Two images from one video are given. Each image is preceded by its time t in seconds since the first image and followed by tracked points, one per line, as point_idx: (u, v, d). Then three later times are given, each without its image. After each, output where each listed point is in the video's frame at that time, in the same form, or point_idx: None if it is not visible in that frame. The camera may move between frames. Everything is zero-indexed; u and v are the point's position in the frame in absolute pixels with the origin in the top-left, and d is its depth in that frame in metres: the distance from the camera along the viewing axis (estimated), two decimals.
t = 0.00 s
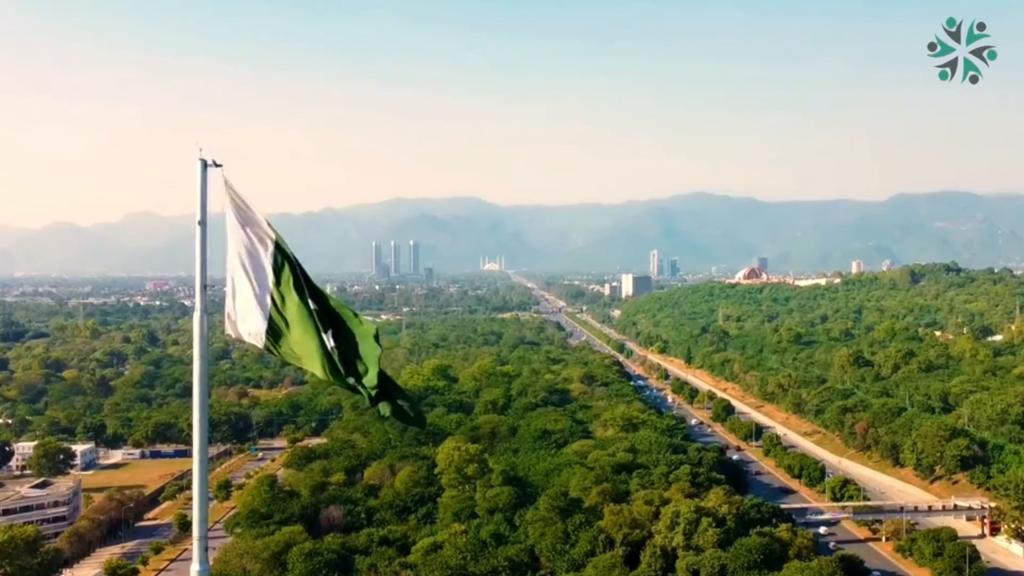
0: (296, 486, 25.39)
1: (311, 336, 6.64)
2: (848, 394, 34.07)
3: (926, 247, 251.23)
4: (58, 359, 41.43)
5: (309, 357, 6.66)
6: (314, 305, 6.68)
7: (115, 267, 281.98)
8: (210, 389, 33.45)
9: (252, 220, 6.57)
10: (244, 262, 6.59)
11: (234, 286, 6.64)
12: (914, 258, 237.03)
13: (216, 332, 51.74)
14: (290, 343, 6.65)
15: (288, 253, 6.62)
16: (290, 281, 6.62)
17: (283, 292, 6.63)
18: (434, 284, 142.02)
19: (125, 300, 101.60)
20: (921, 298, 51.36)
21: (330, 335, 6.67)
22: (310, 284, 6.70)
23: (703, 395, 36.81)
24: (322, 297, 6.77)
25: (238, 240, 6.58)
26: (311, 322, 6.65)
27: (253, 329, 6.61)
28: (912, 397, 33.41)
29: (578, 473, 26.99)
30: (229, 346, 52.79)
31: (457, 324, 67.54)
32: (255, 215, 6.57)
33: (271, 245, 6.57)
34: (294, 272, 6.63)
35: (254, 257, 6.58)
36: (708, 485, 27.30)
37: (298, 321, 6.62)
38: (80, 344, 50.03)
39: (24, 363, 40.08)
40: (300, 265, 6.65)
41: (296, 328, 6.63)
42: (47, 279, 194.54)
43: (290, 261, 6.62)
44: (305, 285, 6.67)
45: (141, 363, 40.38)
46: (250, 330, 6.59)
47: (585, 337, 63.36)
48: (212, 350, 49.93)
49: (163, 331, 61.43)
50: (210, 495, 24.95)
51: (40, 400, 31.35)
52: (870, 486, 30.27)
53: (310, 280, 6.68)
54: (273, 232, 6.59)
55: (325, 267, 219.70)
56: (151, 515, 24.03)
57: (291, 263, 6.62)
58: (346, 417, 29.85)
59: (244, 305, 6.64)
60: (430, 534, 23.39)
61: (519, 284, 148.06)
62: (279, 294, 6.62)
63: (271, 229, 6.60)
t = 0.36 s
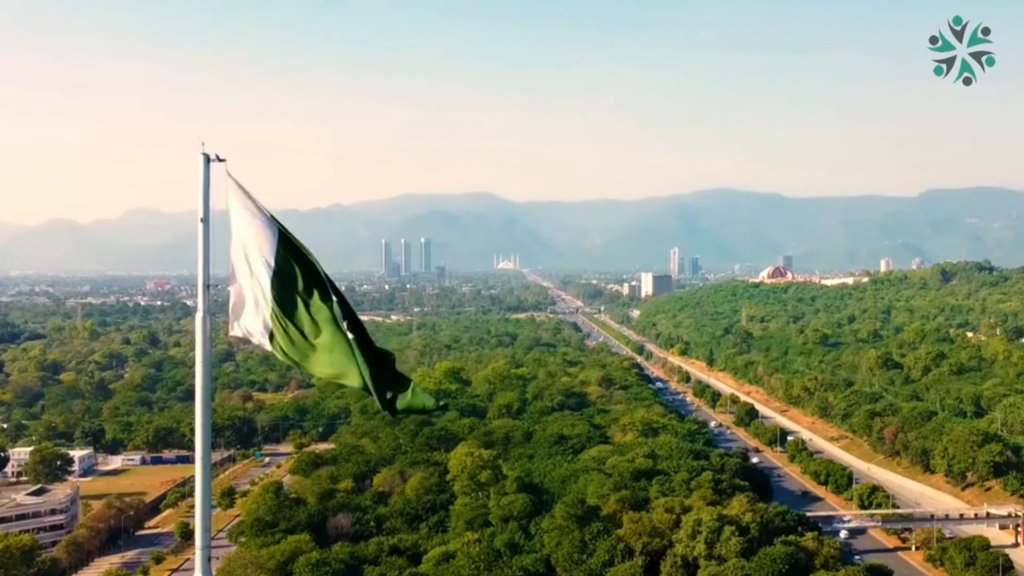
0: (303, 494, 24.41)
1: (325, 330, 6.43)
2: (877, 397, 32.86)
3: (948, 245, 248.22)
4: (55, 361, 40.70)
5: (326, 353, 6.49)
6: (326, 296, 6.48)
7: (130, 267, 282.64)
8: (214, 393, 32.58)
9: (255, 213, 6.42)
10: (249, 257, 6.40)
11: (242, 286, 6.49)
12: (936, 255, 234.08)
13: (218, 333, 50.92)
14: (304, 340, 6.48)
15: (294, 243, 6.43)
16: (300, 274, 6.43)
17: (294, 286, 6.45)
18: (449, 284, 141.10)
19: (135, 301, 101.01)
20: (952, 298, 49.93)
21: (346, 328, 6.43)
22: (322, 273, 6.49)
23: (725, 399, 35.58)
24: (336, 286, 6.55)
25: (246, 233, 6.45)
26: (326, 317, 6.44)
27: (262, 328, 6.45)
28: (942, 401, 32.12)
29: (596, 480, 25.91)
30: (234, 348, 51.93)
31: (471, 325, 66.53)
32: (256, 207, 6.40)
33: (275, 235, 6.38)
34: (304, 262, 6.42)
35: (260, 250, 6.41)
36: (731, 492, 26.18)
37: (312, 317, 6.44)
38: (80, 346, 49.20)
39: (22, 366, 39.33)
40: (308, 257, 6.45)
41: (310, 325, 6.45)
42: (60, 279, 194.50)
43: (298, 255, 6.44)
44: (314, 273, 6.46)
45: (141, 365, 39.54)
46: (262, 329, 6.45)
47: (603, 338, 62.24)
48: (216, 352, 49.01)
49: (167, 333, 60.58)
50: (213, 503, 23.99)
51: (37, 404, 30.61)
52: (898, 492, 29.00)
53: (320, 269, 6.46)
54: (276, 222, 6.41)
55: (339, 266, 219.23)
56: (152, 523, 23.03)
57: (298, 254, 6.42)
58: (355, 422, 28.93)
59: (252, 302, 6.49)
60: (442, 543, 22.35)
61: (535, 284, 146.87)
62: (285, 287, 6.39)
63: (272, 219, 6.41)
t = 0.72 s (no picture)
0: (309, 501, 23.47)
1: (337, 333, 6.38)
2: (906, 401, 31.70)
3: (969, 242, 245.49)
4: (53, 364, 39.99)
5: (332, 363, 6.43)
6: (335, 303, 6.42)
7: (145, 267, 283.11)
8: (218, 397, 31.75)
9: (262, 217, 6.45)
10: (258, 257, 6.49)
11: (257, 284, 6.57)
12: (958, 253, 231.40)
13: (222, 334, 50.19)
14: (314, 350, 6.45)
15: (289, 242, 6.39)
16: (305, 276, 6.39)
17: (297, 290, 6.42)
18: (463, 283, 139.96)
19: (139, 300, 100.08)
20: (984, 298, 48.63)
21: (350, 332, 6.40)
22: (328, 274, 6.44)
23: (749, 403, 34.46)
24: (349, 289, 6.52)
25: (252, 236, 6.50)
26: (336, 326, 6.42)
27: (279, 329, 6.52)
28: (973, 404, 30.87)
29: (614, 487, 24.89)
30: (237, 350, 51.04)
31: (485, 326, 65.45)
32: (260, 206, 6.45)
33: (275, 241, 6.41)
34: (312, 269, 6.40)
35: (262, 251, 6.45)
36: (754, 500, 25.11)
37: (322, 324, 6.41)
38: (80, 349, 48.41)
39: (19, 368, 38.65)
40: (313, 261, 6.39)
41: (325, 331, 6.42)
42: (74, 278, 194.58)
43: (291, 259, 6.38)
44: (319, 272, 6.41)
45: (144, 368, 38.75)
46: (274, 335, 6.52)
47: (621, 339, 61.18)
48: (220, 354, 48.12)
49: (168, 334, 59.69)
50: (217, 511, 23.13)
51: (32, 409, 29.96)
52: (927, 500, 27.75)
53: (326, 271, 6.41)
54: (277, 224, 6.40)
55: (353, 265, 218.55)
56: (153, 532, 22.06)
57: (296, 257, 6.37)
58: (364, 427, 28.06)
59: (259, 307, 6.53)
60: (454, 552, 21.39)
61: (551, 284, 145.56)
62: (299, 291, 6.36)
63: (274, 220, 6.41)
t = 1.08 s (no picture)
0: (316, 508, 22.61)
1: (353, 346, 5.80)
2: (935, 405, 30.58)
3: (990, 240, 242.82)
4: (51, 367, 39.43)
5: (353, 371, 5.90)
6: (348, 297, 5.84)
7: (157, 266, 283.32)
8: (222, 401, 31.00)
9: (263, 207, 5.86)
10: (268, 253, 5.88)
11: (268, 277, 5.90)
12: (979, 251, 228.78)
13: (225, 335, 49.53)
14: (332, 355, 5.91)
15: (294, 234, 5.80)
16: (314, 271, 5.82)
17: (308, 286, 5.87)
18: (476, 283, 138.79)
19: (142, 301, 99.43)
20: (1014, 297, 47.31)
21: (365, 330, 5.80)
22: (344, 265, 5.86)
23: (772, 407, 33.43)
24: (364, 276, 5.93)
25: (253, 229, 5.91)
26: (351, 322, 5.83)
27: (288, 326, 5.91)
28: (1005, 407, 29.64)
29: (631, 494, 23.94)
30: (240, 352, 50.34)
31: (498, 327, 64.50)
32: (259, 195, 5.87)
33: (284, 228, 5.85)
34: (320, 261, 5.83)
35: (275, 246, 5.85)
36: (777, 507, 24.10)
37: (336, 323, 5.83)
38: (75, 351, 47.72)
39: (16, 371, 38.09)
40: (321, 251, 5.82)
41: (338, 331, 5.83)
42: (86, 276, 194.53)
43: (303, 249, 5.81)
44: (332, 265, 5.82)
45: (143, 370, 38.05)
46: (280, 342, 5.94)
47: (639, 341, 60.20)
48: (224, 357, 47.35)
49: (167, 336, 58.97)
50: (219, 518, 22.29)
51: (28, 413, 29.43)
52: (957, 507, 26.51)
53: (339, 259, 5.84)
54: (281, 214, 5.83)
55: (366, 265, 218.11)
56: (154, 540, 21.19)
57: (308, 248, 5.79)
58: (373, 432, 27.23)
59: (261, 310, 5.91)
60: (465, 562, 20.46)
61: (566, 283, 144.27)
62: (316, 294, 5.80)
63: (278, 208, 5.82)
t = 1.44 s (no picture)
0: (322, 516, 21.80)
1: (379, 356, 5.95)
2: (963, 408, 29.55)
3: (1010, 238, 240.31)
4: (49, 367, 39.06)
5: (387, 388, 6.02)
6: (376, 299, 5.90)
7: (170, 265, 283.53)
8: (226, 405, 30.28)
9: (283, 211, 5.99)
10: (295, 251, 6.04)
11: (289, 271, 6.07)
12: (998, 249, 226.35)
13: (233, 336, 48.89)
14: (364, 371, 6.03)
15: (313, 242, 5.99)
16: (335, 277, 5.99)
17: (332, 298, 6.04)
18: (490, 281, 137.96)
19: (143, 301, 98.16)
20: None
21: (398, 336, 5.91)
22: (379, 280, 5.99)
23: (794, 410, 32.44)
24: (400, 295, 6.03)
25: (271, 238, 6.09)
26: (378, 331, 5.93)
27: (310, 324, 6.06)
28: None
29: (649, 501, 23.08)
30: (243, 353, 49.57)
31: (510, 327, 63.48)
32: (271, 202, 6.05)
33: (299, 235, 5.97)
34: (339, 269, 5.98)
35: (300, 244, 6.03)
36: (800, 514, 23.19)
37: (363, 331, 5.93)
38: (71, 352, 46.99)
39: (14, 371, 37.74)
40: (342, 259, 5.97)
41: (368, 339, 5.93)
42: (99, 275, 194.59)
43: (325, 254, 5.97)
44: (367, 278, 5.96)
45: (144, 372, 37.43)
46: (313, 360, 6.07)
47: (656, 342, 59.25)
48: (227, 359, 46.51)
49: (167, 337, 58.14)
50: (222, 526, 21.52)
51: (24, 417, 29.21)
52: (987, 515, 25.40)
53: (363, 262, 5.93)
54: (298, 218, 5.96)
55: (378, 263, 217.30)
56: (155, 549, 20.40)
57: (336, 255, 5.95)
58: (382, 437, 26.44)
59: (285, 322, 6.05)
60: (476, 571, 19.61)
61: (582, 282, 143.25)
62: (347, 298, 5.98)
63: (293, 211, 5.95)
